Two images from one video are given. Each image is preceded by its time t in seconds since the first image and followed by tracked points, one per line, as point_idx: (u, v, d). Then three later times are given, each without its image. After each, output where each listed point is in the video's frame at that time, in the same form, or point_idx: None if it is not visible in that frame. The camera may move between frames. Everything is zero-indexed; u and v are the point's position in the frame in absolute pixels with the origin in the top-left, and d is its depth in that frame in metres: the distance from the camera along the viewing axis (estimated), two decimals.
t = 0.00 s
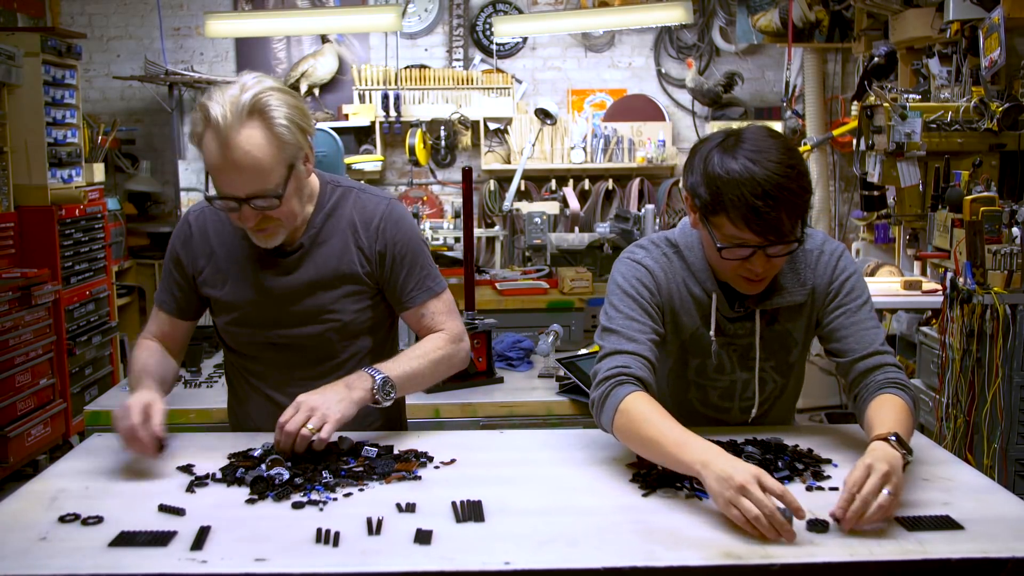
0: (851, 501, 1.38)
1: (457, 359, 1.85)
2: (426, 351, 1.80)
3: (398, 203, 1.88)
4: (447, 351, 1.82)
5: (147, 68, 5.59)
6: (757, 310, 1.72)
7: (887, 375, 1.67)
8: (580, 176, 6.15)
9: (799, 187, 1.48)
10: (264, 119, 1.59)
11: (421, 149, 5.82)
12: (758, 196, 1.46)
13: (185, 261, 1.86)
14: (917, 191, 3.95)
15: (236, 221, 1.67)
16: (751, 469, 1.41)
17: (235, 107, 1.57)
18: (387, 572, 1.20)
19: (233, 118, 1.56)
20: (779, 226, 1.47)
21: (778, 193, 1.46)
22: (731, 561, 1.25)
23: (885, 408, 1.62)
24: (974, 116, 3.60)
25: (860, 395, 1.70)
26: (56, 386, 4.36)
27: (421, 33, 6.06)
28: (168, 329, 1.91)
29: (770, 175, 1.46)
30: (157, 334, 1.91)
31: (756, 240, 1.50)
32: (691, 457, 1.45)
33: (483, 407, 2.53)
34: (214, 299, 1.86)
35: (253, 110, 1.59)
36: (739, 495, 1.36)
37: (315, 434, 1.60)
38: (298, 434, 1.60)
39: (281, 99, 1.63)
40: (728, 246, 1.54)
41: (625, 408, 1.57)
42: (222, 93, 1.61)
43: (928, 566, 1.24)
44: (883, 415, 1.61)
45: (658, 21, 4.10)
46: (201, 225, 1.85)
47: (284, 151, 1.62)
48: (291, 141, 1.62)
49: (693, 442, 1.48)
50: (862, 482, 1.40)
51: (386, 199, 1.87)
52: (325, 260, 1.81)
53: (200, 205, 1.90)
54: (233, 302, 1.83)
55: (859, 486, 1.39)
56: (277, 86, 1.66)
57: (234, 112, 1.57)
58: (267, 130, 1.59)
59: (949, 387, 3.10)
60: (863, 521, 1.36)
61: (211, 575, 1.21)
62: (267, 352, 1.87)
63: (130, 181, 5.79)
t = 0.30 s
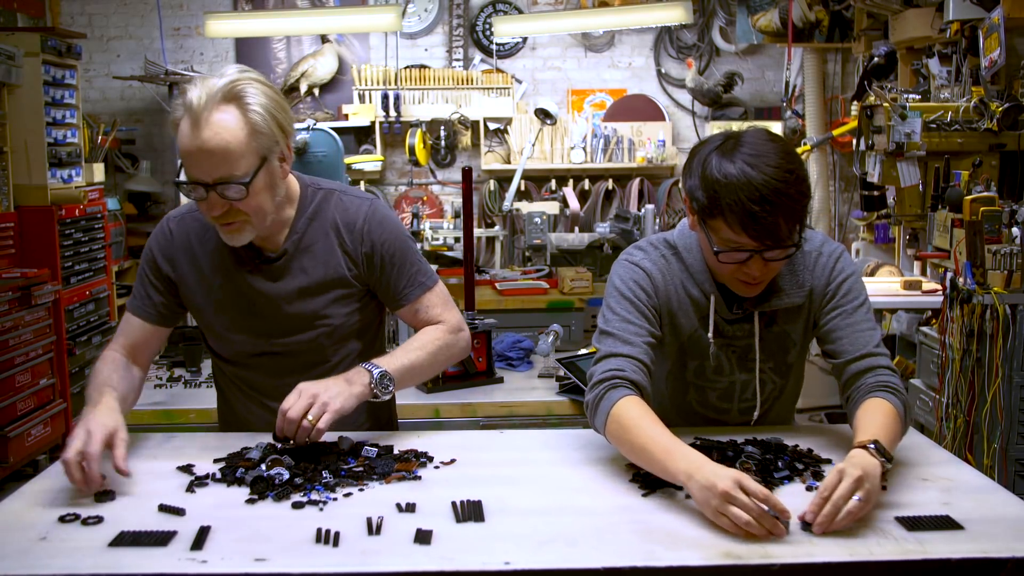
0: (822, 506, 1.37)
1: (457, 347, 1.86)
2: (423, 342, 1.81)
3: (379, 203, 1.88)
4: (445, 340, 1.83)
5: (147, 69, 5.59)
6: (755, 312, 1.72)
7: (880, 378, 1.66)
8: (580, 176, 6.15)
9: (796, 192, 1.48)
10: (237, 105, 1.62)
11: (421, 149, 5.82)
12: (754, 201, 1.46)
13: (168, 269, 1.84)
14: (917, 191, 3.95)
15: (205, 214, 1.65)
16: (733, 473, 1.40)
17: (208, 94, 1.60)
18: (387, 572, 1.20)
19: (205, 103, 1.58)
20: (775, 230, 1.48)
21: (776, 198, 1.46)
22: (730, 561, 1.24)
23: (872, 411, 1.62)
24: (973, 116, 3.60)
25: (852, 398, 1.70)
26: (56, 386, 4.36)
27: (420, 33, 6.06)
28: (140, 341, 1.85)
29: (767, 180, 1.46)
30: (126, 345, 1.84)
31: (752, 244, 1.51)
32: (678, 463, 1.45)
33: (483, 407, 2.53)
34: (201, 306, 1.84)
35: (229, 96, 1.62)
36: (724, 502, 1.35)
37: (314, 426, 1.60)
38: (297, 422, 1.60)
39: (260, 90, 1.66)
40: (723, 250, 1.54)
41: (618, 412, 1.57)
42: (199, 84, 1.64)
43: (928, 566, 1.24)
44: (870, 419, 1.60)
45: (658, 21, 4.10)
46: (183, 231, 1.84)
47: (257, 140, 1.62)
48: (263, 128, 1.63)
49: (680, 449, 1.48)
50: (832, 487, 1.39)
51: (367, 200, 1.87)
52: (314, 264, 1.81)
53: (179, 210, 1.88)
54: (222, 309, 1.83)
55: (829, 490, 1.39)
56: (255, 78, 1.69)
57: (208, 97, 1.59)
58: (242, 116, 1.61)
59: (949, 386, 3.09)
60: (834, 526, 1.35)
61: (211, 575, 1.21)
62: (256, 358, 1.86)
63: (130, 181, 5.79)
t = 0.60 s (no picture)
0: (731, 508, 1.36)
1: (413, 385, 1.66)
2: (328, 369, 1.55)
3: (354, 214, 1.80)
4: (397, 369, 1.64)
5: (147, 69, 5.59)
6: (747, 312, 1.72)
7: (841, 382, 1.62)
8: (580, 176, 6.14)
9: (784, 194, 1.47)
10: (214, 103, 1.61)
11: (421, 149, 5.82)
12: (739, 200, 1.46)
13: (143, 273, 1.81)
14: (917, 191, 3.95)
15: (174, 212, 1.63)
16: (645, 469, 1.42)
17: (185, 91, 1.60)
18: (387, 572, 1.20)
19: (180, 99, 1.58)
20: (760, 231, 1.48)
21: (762, 199, 1.46)
22: (730, 561, 1.24)
23: (819, 419, 1.59)
24: (974, 116, 3.60)
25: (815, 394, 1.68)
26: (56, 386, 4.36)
27: (420, 33, 6.06)
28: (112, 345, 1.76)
29: (754, 181, 1.45)
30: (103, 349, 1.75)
31: (736, 243, 1.51)
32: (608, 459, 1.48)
33: (483, 407, 2.53)
34: (180, 312, 1.82)
35: (205, 94, 1.61)
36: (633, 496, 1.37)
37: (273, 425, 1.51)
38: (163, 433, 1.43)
39: (236, 89, 1.67)
40: (709, 249, 1.55)
41: (578, 409, 1.60)
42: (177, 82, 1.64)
43: (928, 566, 1.24)
44: (819, 427, 1.57)
45: (658, 21, 4.10)
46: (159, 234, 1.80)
47: (232, 138, 1.61)
48: (239, 126, 1.63)
49: (611, 445, 1.51)
50: (743, 489, 1.38)
51: (341, 211, 1.79)
52: (280, 275, 1.75)
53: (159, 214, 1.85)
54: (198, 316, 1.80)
55: (739, 493, 1.37)
56: (234, 80, 1.69)
57: (184, 94, 1.59)
58: (217, 113, 1.61)
59: (949, 386, 3.09)
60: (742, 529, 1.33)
61: (211, 575, 1.21)
62: (232, 364, 1.84)
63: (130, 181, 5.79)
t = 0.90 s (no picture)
0: (668, 510, 1.35)
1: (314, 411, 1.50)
2: (222, 403, 1.47)
3: (323, 237, 1.72)
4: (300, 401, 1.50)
5: (147, 69, 5.59)
6: (725, 311, 1.72)
7: (800, 380, 1.59)
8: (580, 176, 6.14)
9: (749, 196, 1.48)
10: (189, 120, 1.60)
11: (421, 149, 5.81)
12: (700, 201, 1.47)
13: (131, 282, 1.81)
14: (917, 191, 3.96)
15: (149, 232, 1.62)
16: (594, 468, 1.44)
17: (160, 109, 1.58)
18: (387, 572, 1.20)
19: (154, 118, 1.56)
20: (722, 231, 1.49)
21: (724, 200, 1.46)
22: (730, 561, 1.24)
23: (772, 418, 1.55)
24: (974, 116, 3.61)
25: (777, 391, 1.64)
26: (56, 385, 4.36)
27: (420, 33, 6.06)
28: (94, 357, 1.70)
29: (717, 181, 1.46)
30: (88, 356, 1.70)
31: (700, 243, 1.52)
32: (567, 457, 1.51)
33: (483, 407, 2.53)
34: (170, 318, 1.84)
35: (180, 111, 1.60)
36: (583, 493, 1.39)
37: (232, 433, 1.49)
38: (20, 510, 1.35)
39: (212, 108, 1.65)
40: (677, 248, 1.56)
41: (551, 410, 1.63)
42: (153, 101, 1.63)
43: (928, 566, 1.24)
44: (770, 425, 1.53)
45: (658, 21, 4.11)
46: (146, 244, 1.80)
47: (206, 157, 1.59)
48: (214, 145, 1.60)
49: (570, 441, 1.55)
50: (677, 494, 1.37)
51: (309, 232, 1.72)
52: (253, 296, 1.73)
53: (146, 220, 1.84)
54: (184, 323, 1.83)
55: (675, 497, 1.36)
56: (210, 98, 1.67)
57: (159, 113, 1.58)
58: (191, 131, 1.58)
59: (949, 386, 3.09)
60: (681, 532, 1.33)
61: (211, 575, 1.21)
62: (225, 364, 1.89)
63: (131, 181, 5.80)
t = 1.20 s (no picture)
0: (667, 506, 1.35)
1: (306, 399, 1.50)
2: (256, 399, 1.45)
3: (327, 231, 1.73)
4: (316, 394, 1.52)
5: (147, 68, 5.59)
6: (715, 307, 1.72)
7: (801, 373, 1.58)
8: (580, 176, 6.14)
9: (728, 191, 1.48)
10: (187, 119, 1.59)
11: (421, 149, 5.82)
12: (681, 199, 1.47)
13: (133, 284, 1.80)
14: (917, 191, 3.96)
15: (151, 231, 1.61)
16: (592, 438, 1.52)
17: (157, 109, 1.57)
18: (387, 572, 1.20)
19: (152, 118, 1.55)
20: (705, 227, 1.49)
21: (704, 198, 1.46)
22: (730, 561, 1.24)
23: (772, 414, 1.54)
24: (973, 116, 3.62)
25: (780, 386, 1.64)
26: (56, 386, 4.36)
27: (420, 33, 6.06)
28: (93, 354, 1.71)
29: (696, 181, 1.46)
30: (88, 354, 1.70)
31: (683, 240, 1.52)
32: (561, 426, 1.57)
33: (483, 407, 2.53)
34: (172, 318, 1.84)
35: (178, 110, 1.59)
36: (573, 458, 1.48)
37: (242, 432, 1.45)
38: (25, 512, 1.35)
39: (211, 106, 1.64)
40: (662, 246, 1.55)
41: (540, 399, 1.66)
42: (148, 100, 1.61)
43: (928, 566, 1.24)
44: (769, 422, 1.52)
45: (657, 21, 4.11)
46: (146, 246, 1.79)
47: (206, 155, 1.59)
48: (213, 143, 1.60)
49: (564, 407, 1.63)
50: (675, 490, 1.36)
51: (313, 228, 1.73)
52: (258, 292, 1.73)
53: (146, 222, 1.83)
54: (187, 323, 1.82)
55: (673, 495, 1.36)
56: (206, 95, 1.67)
57: (157, 112, 1.57)
58: (190, 130, 1.58)
59: (948, 386, 3.09)
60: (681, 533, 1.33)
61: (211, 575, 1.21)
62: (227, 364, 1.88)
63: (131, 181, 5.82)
